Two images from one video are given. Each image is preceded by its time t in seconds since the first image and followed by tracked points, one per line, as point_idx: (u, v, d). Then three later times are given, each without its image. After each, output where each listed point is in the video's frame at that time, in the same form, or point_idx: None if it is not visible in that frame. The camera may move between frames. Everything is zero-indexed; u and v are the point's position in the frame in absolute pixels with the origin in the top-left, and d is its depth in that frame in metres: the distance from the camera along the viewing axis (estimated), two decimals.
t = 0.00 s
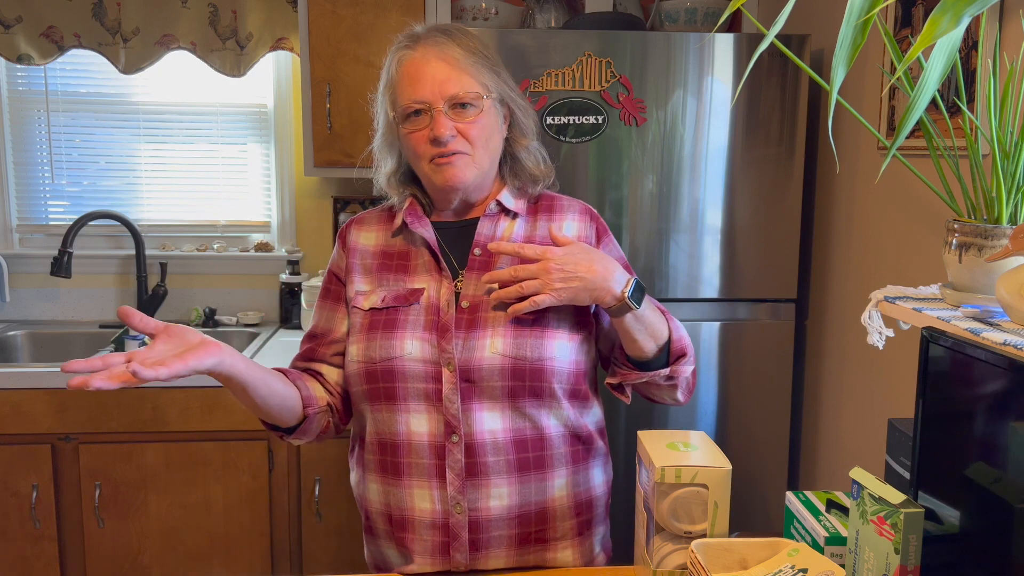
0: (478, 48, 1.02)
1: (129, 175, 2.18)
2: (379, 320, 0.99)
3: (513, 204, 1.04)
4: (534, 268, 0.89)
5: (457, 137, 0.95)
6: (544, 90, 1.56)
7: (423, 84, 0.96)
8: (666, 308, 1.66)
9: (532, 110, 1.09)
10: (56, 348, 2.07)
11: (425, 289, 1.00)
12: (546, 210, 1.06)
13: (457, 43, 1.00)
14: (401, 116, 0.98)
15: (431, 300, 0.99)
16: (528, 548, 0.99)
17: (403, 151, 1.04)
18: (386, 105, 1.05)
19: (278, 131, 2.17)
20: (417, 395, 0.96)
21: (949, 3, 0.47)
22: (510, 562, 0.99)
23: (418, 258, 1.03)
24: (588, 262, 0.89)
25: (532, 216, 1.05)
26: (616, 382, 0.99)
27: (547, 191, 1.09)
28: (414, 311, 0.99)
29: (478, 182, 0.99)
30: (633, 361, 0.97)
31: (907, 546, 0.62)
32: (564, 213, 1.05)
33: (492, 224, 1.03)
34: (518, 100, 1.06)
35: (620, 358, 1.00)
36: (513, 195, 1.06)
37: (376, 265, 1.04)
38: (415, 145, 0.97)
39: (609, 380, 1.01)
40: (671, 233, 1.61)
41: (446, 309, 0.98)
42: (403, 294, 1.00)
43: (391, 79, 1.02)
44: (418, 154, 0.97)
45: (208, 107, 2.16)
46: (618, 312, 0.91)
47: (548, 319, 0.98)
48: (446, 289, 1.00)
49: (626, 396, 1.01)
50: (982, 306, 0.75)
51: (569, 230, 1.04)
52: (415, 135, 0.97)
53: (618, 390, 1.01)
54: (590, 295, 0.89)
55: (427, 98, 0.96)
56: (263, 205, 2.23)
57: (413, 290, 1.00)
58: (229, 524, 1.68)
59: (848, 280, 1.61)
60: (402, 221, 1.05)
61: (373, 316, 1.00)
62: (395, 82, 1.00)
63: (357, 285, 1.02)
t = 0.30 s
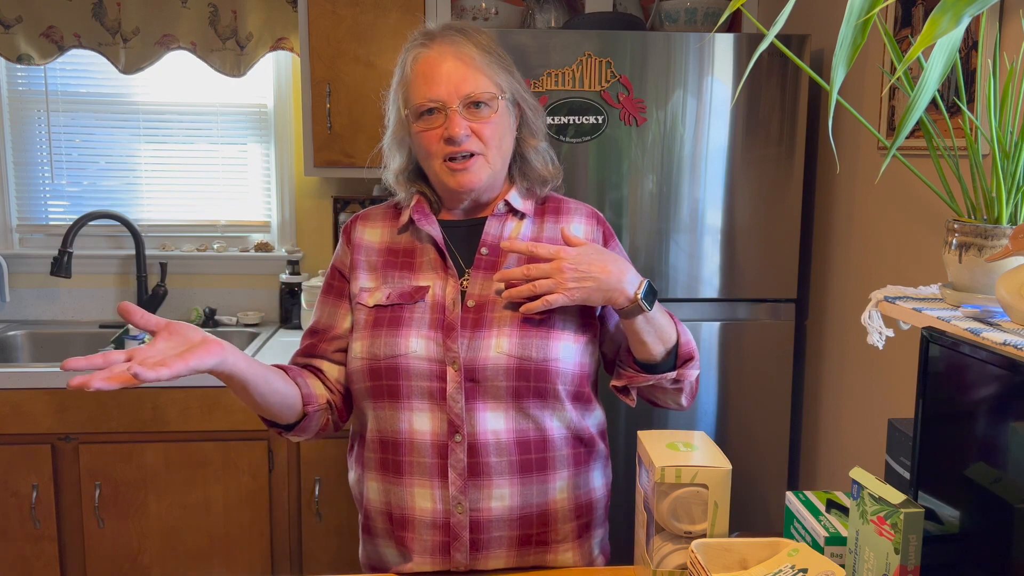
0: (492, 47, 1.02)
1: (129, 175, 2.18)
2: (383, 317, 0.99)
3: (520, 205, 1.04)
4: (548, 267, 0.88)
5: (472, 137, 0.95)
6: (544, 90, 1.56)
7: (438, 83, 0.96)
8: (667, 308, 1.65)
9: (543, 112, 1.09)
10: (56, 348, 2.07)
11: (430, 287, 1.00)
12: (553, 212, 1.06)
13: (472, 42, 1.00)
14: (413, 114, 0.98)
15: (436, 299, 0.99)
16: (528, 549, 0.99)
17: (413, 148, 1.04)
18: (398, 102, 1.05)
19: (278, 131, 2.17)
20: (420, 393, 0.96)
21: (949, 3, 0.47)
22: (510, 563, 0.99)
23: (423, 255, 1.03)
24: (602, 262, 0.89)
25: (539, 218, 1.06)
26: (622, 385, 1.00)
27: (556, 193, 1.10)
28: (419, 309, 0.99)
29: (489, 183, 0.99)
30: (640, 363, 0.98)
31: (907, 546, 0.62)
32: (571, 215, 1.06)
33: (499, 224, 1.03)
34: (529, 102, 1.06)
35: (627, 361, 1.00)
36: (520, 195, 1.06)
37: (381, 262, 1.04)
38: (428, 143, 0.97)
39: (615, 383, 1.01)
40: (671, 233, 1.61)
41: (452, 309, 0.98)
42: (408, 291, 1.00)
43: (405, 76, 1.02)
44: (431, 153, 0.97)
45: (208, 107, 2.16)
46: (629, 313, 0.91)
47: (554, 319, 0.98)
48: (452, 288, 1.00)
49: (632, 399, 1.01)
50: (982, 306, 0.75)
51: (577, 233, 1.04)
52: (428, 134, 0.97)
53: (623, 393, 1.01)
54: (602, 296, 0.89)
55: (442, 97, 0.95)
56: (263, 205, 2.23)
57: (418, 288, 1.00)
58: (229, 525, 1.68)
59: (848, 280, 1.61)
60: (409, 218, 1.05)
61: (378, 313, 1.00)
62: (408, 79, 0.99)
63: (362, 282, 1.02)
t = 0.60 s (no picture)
0: (495, 49, 1.02)
1: (129, 175, 2.18)
2: (382, 318, 0.99)
3: (519, 206, 1.04)
4: (553, 267, 0.88)
5: (474, 139, 0.95)
6: (544, 90, 1.56)
7: (441, 85, 0.96)
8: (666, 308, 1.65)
9: (543, 113, 1.09)
10: (56, 348, 2.07)
11: (428, 288, 1.00)
12: (552, 213, 1.06)
13: (475, 44, 1.00)
14: (415, 115, 0.98)
15: (434, 300, 0.99)
16: (527, 551, 0.99)
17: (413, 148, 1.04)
18: (399, 102, 1.04)
19: (278, 131, 2.17)
20: (419, 395, 0.96)
21: (949, 3, 0.47)
22: (509, 564, 0.99)
23: (421, 256, 1.03)
24: (606, 262, 0.89)
25: (538, 219, 1.06)
26: (622, 386, 1.00)
27: (555, 195, 1.10)
28: (418, 310, 0.99)
29: (489, 186, 0.99)
30: (640, 364, 0.98)
31: (907, 546, 0.62)
32: (569, 216, 1.06)
33: (498, 225, 1.03)
34: (530, 103, 1.06)
35: (627, 362, 1.00)
36: (519, 196, 1.06)
37: (379, 263, 1.04)
38: (428, 145, 0.97)
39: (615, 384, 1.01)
40: (671, 233, 1.61)
41: (451, 310, 0.98)
42: (406, 292, 1.00)
43: (407, 76, 1.01)
44: (431, 154, 0.97)
45: (208, 107, 2.16)
46: (633, 314, 0.92)
47: (553, 320, 0.98)
48: (451, 289, 1.00)
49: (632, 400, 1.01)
50: (982, 306, 0.75)
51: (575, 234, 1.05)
52: (429, 135, 0.97)
53: (623, 395, 1.02)
54: (607, 296, 0.89)
55: (444, 99, 0.95)
56: (263, 205, 2.23)
57: (417, 289, 1.00)
58: (229, 525, 1.68)
59: (848, 280, 1.61)
60: (407, 218, 1.05)
61: (376, 313, 0.99)
62: (410, 80, 0.99)
63: (359, 283, 1.02)
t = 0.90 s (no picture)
0: (494, 50, 1.02)
1: (129, 175, 2.18)
2: (379, 320, 0.99)
3: (516, 207, 1.04)
4: (556, 267, 0.88)
5: (471, 139, 0.95)
6: (544, 89, 1.56)
7: (440, 85, 0.95)
8: (666, 308, 1.65)
9: (541, 115, 1.09)
10: (56, 348, 2.07)
11: (425, 290, 1.00)
12: (548, 215, 1.07)
13: (475, 44, 0.99)
14: (412, 113, 0.98)
15: (432, 302, 0.99)
16: (527, 551, 0.99)
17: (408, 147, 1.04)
18: (396, 100, 1.04)
19: (278, 131, 2.17)
20: (418, 397, 0.96)
21: (948, 3, 0.47)
22: (509, 565, 0.99)
23: (417, 257, 1.03)
24: (608, 264, 0.89)
25: (534, 219, 1.06)
26: (620, 386, 0.99)
27: (552, 196, 1.10)
28: (415, 312, 0.99)
29: (484, 187, 1.00)
30: (639, 364, 0.97)
31: (907, 546, 0.62)
32: (565, 217, 1.06)
33: (495, 226, 1.03)
34: (528, 106, 1.06)
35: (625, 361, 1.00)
36: (516, 197, 1.06)
37: (375, 263, 1.04)
38: (425, 145, 0.96)
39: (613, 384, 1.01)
40: (671, 233, 1.61)
41: (449, 311, 0.98)
42: (404, 294, 0.99)
43: (405, 74, 1.01)
44: (427, 154, 0.97)
45: (208, 107, 2.16)
46: (633, 315, 0.92)
47: (551, 321, 0.98)
48: (449, 291, 1.00)
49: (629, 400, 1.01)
50: (982, 306, 0.75)
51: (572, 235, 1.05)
52: (426, 135, 0.97)
53: (620, 395, 1.01)
54: (608, 298, 0.89)
55: (442, 99, 0.95)
56: (263, 205, 2.23)
57: (414, 290, 1.00)
58: (229, 525, 1.68)
59: (848, 280, 1.61)
60: (403, 218, 1.04)
61: (374, 316, 0.99)
62: (408, 78, 0.99)
63: (356, 284, 1.02)
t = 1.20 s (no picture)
0: (496, 48, 1.02)
1: (129, 175, 2.18)
2: (380, 323, 0.99)
3: (515, 208, 1.04)
4: (560, 271, 0.88)
5: (474, 136, 0.95)
6: (544, 90, 1.56)
7: (445, 81, 0.95)
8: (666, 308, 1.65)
9: (541, 117, 1.09)
10: (56, 348, 2.07)
11: (425, 291, 1.00)
12: (547, 215, 1.07)
13: (480, 42, 1.00)
14: (415, 109, 0.97)
15: (433, 303, 0.99)
16: (530, 552, 0.99)
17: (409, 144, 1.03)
18: (396, 97, 1.03)
19: (277, 131, 2.17)
20: (420, 399, 0.96)
21: (949, 3, 0.47)
22: (511, 566, 0.98)
23: (417, 257, 1.03)
24: (612, 267, 0.89)
25: (533, 220, 1.06)
26: (619, 387, 0.99)
27: (550, 198, 1.10)
28: (416, 314, 0.99)
29: (485, 185, 1.00)
30: (638, 364, 0.97)
31: (907, 546, 0.62)
32: (564, 218, 1.06)
33: (495, 226, 1.03)
34: (528, 107, 1.06)
35: (624, 362, 1.00)
36: (515, 198, 1.06)
37: (374, 264, 1.04)
38: (428, 141, 0.96)
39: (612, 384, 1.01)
40: (671, 233, 1.61)
41: (451, 313, 0.98)
42: (404, 295, 0.99)
43: (408, 69, 1.01)
44: (430, 150, 0.97)
45: (208, 107, 2.16)
46: (637, 317, 0.92)
47: (552, 321, 0.99)
48: (449, 292, 0.99)
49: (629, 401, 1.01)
50: (982, 306, 0.75)
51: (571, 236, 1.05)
52: (429, 131, 0.96)
53: (620, 394, 1.01)
54: (613, 300, 0.89)
55: (447, 96, 0.95)
56: (263, 205, 2.23)
57: (414, 292, 1.00)
58: (229, 525, 1.68)
59: (848, 280, 1.61)
60: (402, 218, 1.04)
61: (374, 318, 0.99)
62: (412, 74, 0.99)
63: (355, 285, 1.02)
